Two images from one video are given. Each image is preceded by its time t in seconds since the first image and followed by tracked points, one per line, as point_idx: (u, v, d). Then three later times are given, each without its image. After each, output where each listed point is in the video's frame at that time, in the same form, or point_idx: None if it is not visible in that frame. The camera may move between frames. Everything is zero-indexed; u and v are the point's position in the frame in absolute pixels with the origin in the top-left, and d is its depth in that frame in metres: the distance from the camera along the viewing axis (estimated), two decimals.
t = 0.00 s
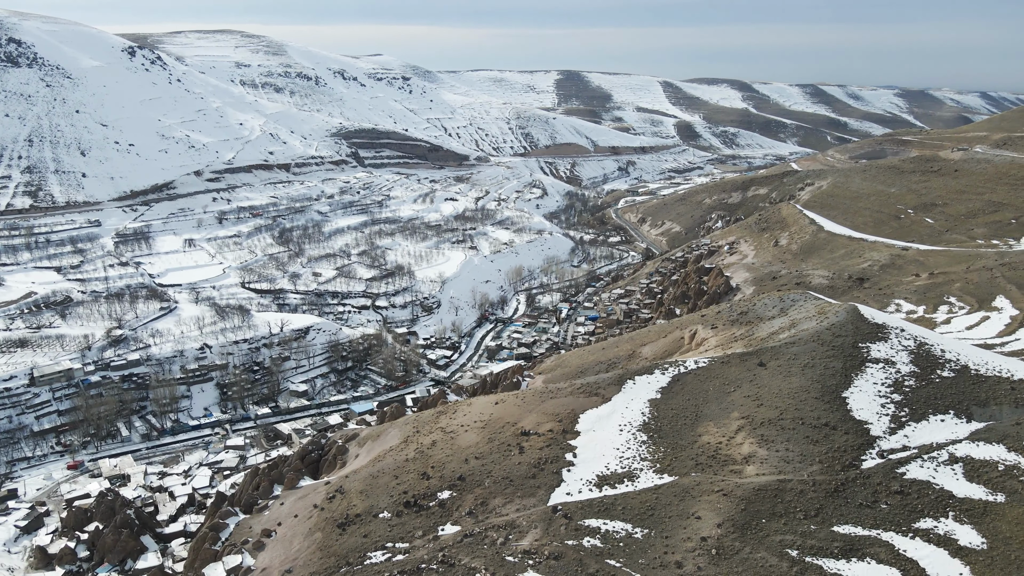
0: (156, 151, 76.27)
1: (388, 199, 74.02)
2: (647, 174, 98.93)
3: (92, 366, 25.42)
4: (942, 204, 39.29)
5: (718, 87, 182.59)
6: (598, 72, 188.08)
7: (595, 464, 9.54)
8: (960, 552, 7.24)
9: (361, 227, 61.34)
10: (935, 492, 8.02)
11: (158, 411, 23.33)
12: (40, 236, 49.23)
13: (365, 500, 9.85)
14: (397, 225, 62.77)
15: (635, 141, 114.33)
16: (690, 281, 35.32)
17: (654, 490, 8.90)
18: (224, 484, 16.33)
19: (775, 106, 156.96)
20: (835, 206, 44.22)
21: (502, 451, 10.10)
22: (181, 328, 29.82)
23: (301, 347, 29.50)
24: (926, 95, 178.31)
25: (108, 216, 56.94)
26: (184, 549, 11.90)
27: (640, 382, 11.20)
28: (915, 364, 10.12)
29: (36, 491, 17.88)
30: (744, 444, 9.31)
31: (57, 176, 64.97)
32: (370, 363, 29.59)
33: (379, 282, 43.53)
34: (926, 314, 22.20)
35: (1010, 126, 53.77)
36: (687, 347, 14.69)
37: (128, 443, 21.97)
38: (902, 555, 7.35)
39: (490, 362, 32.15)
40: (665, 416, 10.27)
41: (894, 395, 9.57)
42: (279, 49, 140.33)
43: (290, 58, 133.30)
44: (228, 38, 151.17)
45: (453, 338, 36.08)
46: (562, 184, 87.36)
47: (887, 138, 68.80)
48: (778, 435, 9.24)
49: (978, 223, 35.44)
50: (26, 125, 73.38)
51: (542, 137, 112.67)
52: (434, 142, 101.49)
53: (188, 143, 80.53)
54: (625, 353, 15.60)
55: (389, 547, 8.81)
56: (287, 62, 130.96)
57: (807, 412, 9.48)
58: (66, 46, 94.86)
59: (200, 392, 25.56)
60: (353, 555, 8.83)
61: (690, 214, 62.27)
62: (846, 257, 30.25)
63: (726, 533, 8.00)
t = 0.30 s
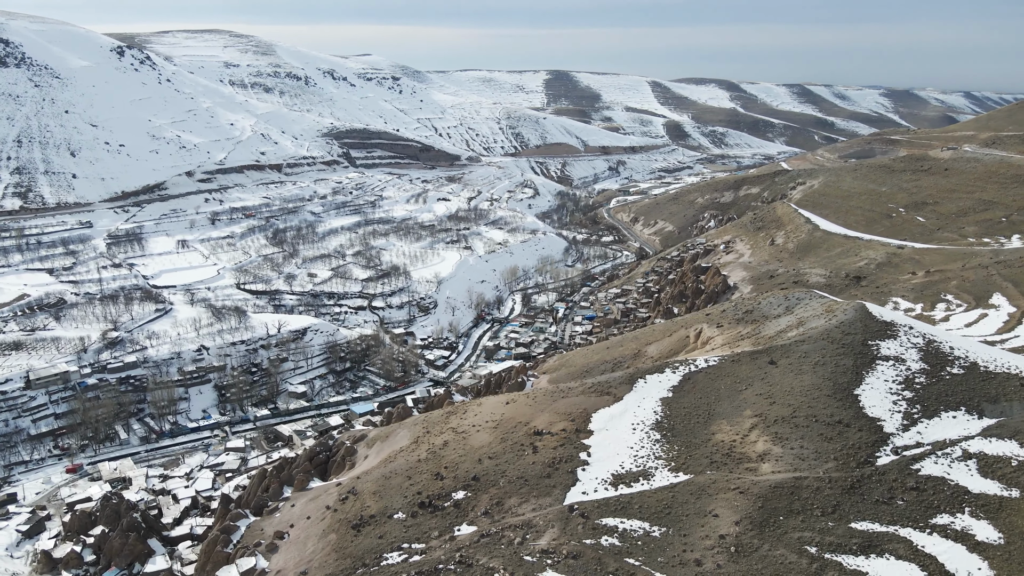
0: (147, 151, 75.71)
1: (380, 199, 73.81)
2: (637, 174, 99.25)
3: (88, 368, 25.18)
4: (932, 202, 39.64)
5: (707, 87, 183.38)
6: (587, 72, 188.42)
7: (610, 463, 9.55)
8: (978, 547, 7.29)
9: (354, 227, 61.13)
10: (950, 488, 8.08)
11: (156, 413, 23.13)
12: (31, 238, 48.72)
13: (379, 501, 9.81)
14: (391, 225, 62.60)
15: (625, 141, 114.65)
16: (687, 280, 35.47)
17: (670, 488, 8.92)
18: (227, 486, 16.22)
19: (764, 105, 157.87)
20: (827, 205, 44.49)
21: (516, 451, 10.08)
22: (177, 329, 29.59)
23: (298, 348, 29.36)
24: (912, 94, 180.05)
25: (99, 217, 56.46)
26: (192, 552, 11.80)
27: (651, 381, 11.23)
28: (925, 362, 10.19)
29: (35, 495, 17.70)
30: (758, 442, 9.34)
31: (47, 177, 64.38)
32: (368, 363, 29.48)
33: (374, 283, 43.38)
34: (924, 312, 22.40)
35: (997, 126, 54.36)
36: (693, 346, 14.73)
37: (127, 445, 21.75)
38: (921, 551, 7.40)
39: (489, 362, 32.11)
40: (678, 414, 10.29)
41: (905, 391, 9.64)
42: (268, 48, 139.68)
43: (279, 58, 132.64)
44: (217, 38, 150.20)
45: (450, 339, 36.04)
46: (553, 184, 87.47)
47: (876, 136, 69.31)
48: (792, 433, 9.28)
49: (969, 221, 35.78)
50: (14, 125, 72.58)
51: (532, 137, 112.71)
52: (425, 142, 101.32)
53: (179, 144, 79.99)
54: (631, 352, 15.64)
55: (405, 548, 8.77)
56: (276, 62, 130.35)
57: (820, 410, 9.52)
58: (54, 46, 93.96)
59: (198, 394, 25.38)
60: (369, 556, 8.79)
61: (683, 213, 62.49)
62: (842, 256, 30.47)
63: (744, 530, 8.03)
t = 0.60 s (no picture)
0: (136, 152, 75.07)
1: (372, 199, 73.58)
2: (627, 173, 99.58)
3: (84, 371, 24.92)
4: (922, 201, 40.00)
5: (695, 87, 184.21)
6: (575, 72, 188.74)
7: (625, 461, 9.55)
8: (996, 541, 7.32)
9: (347, 228, 60.88)
10: (965, 483, 8.11)
11: (154, 416, 22.93)
12: (20, 240, 48.14)
13: (393, 501, 9.77)
14: (383, 226, 62.39)
15: (615, 140, 114.98)
16: (683, 279, 35.62)
17: (686, 486, 8.94)
18: (231, 489, 16.11)
19: (751, 105, 158.93)
20: (819, 203, 44.80)
21: (530, 450, 10.07)
22: (173, 331, 29.35)
23: (296, 349, 29.23)
24: (895, 94, 182.04)
25: (89, 219, 55.89)
26: (201, 556, 11.73)
27: (662, 379, 11.27)
28: (935, 358, 10.27)
29: (34, 499, 17.51)
30: (773, 439, 9.39)
31: (35, 178, 63.66)
32: (366, 364, 29.37)
33: (369, 283, 43.21)
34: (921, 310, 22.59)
35: (982, 125, 55.04)
36: (698, 344, 14.79)
37: (125, 448, 21.54)
38: (939, 546, 7.44)
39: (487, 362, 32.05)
40: (691, 412, 10.34)
41: (916, 388, 9.71)
42: (255, 48, 138.88)
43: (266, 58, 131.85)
44: (203, 38, 149.06)
45: (447, 338, 35.99)
46: (543, 184, 87.58)
47: (864, 135, 69.93)
48: (806, 429, 9.34)
49: (958, 220, 36.14)
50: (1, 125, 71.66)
51: (522, 137, 112.75)
52: (415, 142, 101.10)
53: (168, 144, 79.37)
54: (636, 350, 15.68)
55: (423, 548, 8.75)
56: (264, 62, 129.61)
57: (833, 406, 9.58)
58: (41, 46, 92.92)
59: (195, 396, 25.19)
60: (386, 558, 8.75)
61: (674, 212, 62.73)
62: (838, 254, 30.72)
63: (763, 527, 8.06)
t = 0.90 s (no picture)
0: (127, 153, 74.46)
1: (365, 200, 73.35)
2: (617, 173, 99.88)
3: (80, 374, 24.68)
4: (913, 200, 40.37)
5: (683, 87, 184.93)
6: (564, 72, 189.02)
7: (640, 460, 9.56)
8: (1012, 536, 7.37)
9: (340, 228, 60.63)
10: (980, 479, 8.16)
11: (152, 418, 22.75)
12: (10, 242, 47.62)
13: (408, 503, 9.73)
14: (376, 226, 62.20)
15: (605, 140, 115.28)
16: (680, 278, 35.76)
17: (702, 485, 8.96)
18: (235, 492, 16.01)
19: (739, 105, 159.82)
20: (811, 202, 45.09)
21: (543, 450, 10.06)
22: (169, 333, 29.12)
23: (294, 350, 29.09)
24: (880, 94, 183.64)
25: (80, 220, 55.36)
26: (209, 559, 11.65)
27: (673, 378, 11.29)
28: (944, 355, 10.35)
29: (33, 504, 17.32)
30: (786, 437, 9.44)
31: (25, 178, 62.96)
32: (364, 365, 29.27)
33: (364, 284, 43.05)
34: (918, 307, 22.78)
35: (970, 124, 55.67)
36: (703, 343, 14.85)
37: (123, 452, 21.34)
38: (956, 541, 7.48)
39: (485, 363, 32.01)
40: (703, 410, 10.36)
41: (927, 385, 9.79)
42: (243, 48, 138.07)
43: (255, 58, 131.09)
44: (191, 38, 148.06)
45: (444, 339, 35.96)
46: (535, 184, 87.65)
47: (852, 135, 70.46)
48: (819, 427, 9.38)
49: (949, 218, 36.44)
50: None
51: (512, 137, 112.78)
52: (406, 142, 100.91)
53: (159, 145, 78.79)
54: (641, 350, 15.72)
55: (439, 549, 8.71)
56: (253, 62, 128.88)
57: (846, 404, 9.64)
58: (28, 45, 91.97)
59: (194, 399, 25.00)
60: (402, 558, 8.72)
61: (667, 212, 62.95)
62: (834, 253, 30.91)
63: (780, 524, 8.09)
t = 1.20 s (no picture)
0: (116, 153, 73.84)
1: (356, 200, 73.11)
2: (607, 172, 100.18)
3: (76, 377, 24.43)
4: (903, 198, 40.75)
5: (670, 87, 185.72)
6: (552, 72, 189.27)
7: (654, 458, 9.58)
8: None
9: (333, 229, 60.39)
10: (994, 474, 8.23)
11: (151, 421, 22.56)
12: None
13: (422, 503, 9.70)
14: (369, 226, 61.99)
15: (594, 140, 115.60)
16: (676, 277, 35.93)
17: (718, 482, 8.98)
18: (239, 495, 15.91)
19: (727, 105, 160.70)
20: (803, 201, 45.39)
21: (557, 449, 10.07)
22: (165, 335, 28.89)
23: (292, 352, 28.94)
24: (865, 94, 185.35)
25: (70, 222, 54.81)
26: (219, 562, 11.58)
27: (684, 376, 11.32)
28: (952, 352, 10.44)
29: (32, 508, 17.14)
30: (800, 434, 9.48)
31: (13, 180, 62.23)
32: (362, 365, 29.14)
33: (359, 284, 42.89)
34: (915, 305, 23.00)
35: (956, 124, 56.35)
36: (709, 341, 14.90)
37: (122, 455, 21.17)
38: (974, 536, 7.54)
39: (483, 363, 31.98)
40: (715, 408, 10.39)
41: (938, 381, 9.87)
42: (231, 48, 137.29)
43: (243, 58, 130.32)
44: (178, 38, 146.91)
45: (442, 339, 35.93)
46: (525, 184, 87.74)
47: (839, 134, 71.04)
48: (833, 424, 9.44)
49: (940, 216, 36.77)
50: None
51: (501, 137, 112.79)
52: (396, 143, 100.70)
53: (149, 145, 78.18)
54: (646, 349, 15.76)
55: (456, 549, 8.69)
56: (241, 62, 128.11)
57: (858, 401, 9.70)
58: (14, 45, 90.93)
59: (191, 401, 24.83)
60: (419, 559, 8.69)
61: (659, 211, 63.17)
62: (830, 251, 31.12)
63: (798, 521, 8.14)
